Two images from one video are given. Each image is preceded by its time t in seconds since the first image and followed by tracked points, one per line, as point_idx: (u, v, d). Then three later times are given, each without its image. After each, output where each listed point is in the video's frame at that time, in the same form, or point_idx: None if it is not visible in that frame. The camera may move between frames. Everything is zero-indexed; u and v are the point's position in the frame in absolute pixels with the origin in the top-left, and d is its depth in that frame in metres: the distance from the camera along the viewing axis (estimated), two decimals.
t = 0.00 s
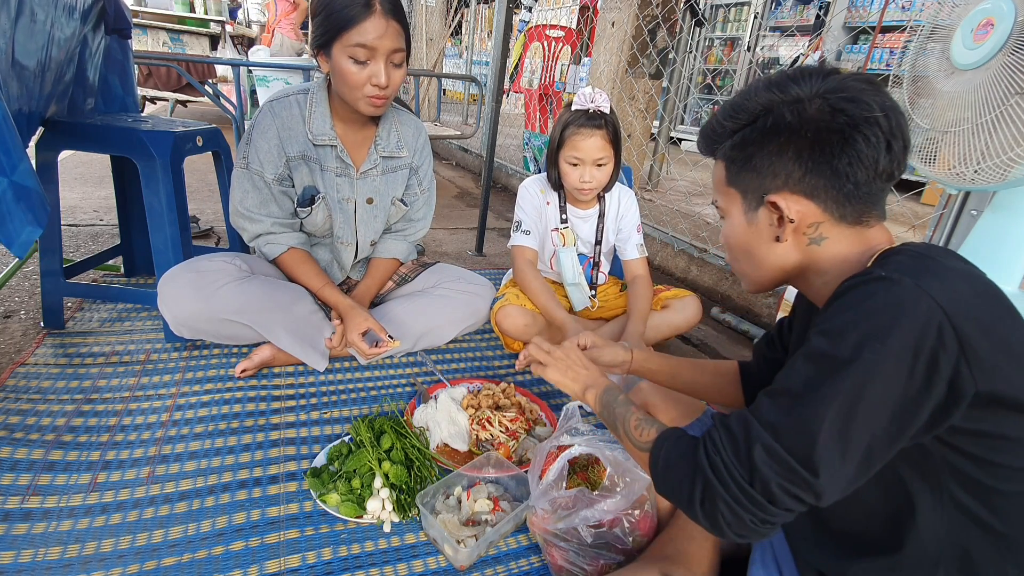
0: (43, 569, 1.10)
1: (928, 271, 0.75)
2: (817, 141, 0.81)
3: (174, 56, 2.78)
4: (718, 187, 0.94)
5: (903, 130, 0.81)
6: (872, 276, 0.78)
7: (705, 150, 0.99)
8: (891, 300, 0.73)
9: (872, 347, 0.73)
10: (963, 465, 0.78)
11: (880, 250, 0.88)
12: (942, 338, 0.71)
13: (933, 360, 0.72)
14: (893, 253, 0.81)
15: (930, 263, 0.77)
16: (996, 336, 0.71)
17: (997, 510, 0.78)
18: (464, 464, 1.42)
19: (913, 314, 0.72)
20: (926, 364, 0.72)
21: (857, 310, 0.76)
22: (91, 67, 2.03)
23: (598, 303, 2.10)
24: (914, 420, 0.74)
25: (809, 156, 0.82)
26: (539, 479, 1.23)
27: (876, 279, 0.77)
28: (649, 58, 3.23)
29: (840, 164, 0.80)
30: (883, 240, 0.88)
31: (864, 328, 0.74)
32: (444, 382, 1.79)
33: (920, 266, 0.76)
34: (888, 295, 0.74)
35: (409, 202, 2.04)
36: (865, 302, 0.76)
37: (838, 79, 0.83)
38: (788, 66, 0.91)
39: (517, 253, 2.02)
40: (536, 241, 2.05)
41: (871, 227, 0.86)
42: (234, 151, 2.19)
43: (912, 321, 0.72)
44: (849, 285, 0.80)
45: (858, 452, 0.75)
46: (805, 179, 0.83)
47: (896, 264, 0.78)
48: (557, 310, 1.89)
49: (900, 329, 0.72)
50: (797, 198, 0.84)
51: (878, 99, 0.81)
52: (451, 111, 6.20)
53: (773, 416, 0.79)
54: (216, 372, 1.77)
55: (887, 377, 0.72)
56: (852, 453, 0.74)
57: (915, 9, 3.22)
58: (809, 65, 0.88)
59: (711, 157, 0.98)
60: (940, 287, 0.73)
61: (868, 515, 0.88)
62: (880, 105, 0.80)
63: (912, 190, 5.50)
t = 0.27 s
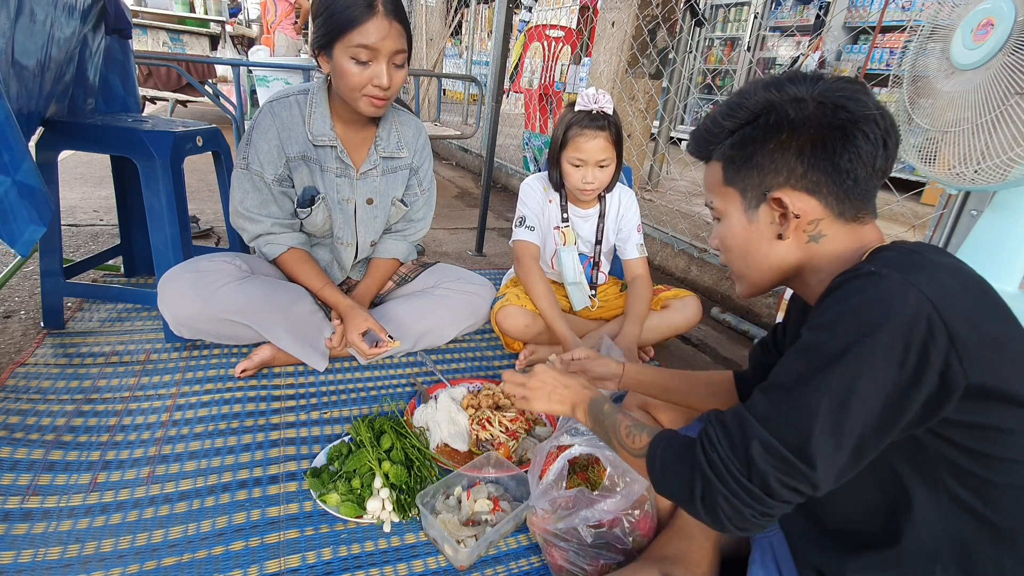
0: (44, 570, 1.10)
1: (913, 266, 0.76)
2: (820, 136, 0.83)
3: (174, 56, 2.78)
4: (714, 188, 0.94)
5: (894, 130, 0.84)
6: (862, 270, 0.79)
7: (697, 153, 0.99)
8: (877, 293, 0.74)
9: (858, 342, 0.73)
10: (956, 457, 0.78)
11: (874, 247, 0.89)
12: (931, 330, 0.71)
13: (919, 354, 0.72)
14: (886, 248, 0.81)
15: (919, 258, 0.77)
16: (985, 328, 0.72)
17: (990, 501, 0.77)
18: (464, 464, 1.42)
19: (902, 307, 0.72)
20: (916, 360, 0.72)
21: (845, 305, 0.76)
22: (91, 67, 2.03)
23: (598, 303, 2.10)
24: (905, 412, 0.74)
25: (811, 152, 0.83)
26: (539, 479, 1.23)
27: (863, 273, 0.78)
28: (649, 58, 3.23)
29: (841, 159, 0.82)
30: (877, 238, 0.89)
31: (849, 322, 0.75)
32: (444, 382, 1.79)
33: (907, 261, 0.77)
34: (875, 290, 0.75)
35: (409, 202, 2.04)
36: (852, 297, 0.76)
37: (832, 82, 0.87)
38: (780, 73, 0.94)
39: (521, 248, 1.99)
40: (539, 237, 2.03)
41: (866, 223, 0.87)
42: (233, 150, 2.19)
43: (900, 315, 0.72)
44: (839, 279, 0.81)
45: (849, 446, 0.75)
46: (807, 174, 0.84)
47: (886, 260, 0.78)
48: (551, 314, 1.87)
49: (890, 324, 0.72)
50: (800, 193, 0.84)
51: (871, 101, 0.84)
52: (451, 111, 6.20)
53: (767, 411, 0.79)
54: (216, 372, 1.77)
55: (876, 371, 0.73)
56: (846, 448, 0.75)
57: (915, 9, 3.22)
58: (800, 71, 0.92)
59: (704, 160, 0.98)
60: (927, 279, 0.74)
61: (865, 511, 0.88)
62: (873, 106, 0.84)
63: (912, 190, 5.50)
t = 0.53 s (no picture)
0: (43, 570, 1.10)
1: (903, 260, 0.76)
2: (812, 135, 0.83)
3: (174, 56, 2.78)
4: (708, 189, 0.94)
5: (886, 130, 0.85)
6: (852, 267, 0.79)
7: (691, 155, 0.99)
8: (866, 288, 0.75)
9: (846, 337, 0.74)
10: (951, 450, 0.77)
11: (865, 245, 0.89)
12: (920, 322, 0.72)
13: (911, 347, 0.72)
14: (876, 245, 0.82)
15: (908, 252, 0.78)
16: (976, 318, 0.72)
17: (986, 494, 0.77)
18: (464, 464, 1.42)
19: (891, 300, 0.73)
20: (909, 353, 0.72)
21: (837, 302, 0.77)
22: (91, 67, 2.03)
23: (598, 303, 2.10)
24: (903, 405, 0.74)
25: (803, 150, 0.83)
26: (539, 479, 1.23)
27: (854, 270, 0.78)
28: (649, 59, 3.23)
29: (833, 157, 0.82)
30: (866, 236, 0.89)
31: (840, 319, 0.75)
32: (444, 382, 1.79)
33: (897, 256, 0.77)
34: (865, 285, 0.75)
35: (409, 203, 2.04)
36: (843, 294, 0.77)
37: (823, 82, 0.88)
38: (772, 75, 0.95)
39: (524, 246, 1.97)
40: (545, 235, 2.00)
41: (856, 222, 0.87)
42: (234, 150, 2.18)
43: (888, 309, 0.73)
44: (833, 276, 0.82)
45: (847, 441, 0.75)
46: (800, 173, 0.83)
47: (877, 255, 0.79)
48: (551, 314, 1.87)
49: (883, 319, 0.72)
50: (796, 191, 0.84)
51: (861, 101, 0.85)
52: (451, 111, 6.20)
53: (771, 412, 0.80)
54: (216, 372, 1.77)
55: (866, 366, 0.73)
56: (845, 445, 0.75)
57: (915, 9, 3.22)
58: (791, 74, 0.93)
59: (698, 162, 0.98)
60: (917, 272, 0.74)
61: (862, 507, 0.88)
62: (864, 106, 0.85)
63: (912, 190, 5.52)
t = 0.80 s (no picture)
0: (44, 570, 1.10)
1: (877, 256, 0.76)
2: (805, 135, 0.83)
3: (174, 56, 2.78)
4: (704, 188, 0.94)
5: (877, 131, 0.85)
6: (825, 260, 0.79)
7: (685, 155, 0.99)
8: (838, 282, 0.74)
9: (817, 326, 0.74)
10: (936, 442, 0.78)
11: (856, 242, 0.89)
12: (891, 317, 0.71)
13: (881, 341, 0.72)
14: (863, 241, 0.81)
15: (883, 250, 0.77)
16: (946, 316, 0.73)
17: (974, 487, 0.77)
18: (464, 464, 1.42)
19: (861, 295, 0.72)
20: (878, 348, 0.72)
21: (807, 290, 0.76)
22: (91, 67, 2.03)
23: (597, 303, 2.10)
24: (865, 400, 0.74)
25: (797, 150, 0.83)
26: (539, 480, 1.22)
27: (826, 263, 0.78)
28: (649, 59, 3.24)
29: (826, 156, 0.82)
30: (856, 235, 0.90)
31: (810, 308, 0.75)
32: (444, 382, 1.79)
33: (870, 252, 0.77)
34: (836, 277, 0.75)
35: (408, 202, 2.04)
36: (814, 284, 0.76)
37: (815, 84, 0.88)
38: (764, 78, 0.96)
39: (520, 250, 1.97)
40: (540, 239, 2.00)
41: (848, 222, 0.87)
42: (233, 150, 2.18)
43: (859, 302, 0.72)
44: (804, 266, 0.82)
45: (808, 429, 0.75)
46: (794, 172, 0.84)
47: (852, 250, 0.79)
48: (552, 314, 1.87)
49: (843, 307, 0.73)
50: (797, 188, 0.84)
51: (853, 102, 0.86)
52: (451, 111, 6.20)
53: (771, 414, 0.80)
54: (216, 372, 1.77)
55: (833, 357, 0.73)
56: (802, 433, 0.76)
57: (915, 9, 3.22)
58: (783, 75, 0.93)
59: (693, 163, 0.98)
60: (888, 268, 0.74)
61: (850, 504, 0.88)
62: (856, 107, 0.85)
63: (912, 190, 5.52)
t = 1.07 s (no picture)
0: (44, 570, 1.10)
1: (853, 257, 0.76)
2: (801, 137, 0.84)
3: (174, 56, 2.78)
4: (698, 189, 0.93)
5: (870, 134, 0.86)
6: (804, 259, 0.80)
7: (678, 155, 0.99)
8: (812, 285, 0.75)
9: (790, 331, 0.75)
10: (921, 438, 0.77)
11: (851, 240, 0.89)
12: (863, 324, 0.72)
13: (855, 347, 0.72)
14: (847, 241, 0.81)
15: (863, 251, 0.77)
16: (926, 318, 0.72)
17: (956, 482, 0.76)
18: (465, 464, 1.42)
19: (836, 299, 0.73)
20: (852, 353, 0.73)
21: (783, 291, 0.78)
22: (91, 67, 2.03)
23: (597, 304, 2.10)
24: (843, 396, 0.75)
25: (793, 153, 0.84)
26: (539, 479, 1.22)
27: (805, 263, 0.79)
28: (649, 59, 3.24)
29: (822, 159, 0.83)
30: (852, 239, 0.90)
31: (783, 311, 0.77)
32: (444, 382, 1.79)
33: (848, 252, 0.77)
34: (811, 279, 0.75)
35: (408, 200, 2.04)
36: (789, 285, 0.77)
37: (810, 85, 0.89)
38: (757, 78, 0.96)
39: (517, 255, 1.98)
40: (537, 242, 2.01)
41: (842, 221, 0.88)
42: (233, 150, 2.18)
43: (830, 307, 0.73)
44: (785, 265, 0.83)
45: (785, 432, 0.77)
46: (790, 175, 0.84)
47: (830, 250, 0.79)
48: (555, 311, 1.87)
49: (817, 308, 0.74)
50: (787, 192, 0.85)
51: (847, 104, 0.86)
52: (451, 111, 6.21)
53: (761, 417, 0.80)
54: (216, 372, 1.77)
55: (810, 359, 0.74)
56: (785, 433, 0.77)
57: (915, 9, 3.22)
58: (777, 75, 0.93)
59: (686, 163, 0.98)
60: (863, 272, 0.74)
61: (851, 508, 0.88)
62: (851, 109, 0.86)
63: (912, 190, 5.52)
